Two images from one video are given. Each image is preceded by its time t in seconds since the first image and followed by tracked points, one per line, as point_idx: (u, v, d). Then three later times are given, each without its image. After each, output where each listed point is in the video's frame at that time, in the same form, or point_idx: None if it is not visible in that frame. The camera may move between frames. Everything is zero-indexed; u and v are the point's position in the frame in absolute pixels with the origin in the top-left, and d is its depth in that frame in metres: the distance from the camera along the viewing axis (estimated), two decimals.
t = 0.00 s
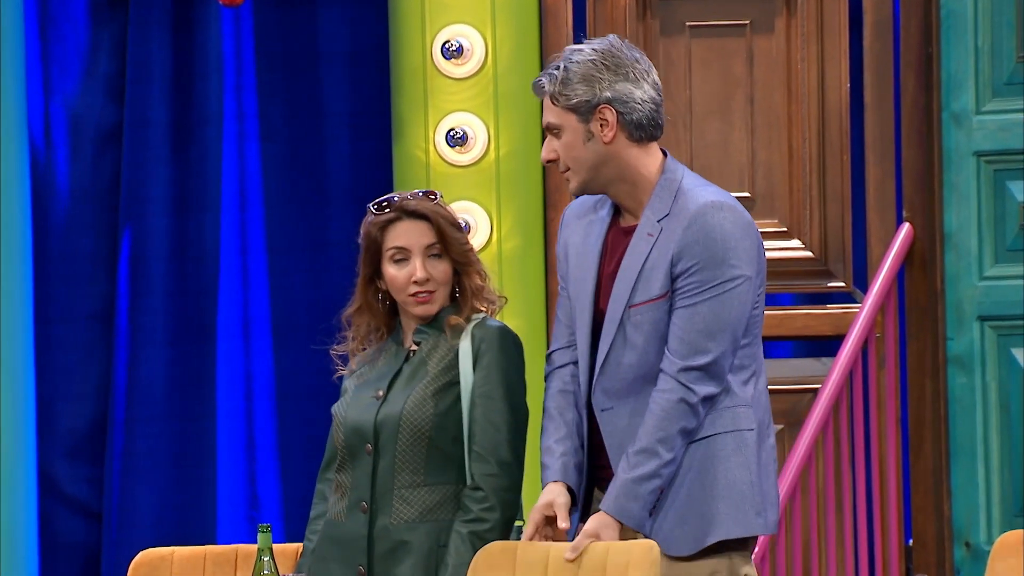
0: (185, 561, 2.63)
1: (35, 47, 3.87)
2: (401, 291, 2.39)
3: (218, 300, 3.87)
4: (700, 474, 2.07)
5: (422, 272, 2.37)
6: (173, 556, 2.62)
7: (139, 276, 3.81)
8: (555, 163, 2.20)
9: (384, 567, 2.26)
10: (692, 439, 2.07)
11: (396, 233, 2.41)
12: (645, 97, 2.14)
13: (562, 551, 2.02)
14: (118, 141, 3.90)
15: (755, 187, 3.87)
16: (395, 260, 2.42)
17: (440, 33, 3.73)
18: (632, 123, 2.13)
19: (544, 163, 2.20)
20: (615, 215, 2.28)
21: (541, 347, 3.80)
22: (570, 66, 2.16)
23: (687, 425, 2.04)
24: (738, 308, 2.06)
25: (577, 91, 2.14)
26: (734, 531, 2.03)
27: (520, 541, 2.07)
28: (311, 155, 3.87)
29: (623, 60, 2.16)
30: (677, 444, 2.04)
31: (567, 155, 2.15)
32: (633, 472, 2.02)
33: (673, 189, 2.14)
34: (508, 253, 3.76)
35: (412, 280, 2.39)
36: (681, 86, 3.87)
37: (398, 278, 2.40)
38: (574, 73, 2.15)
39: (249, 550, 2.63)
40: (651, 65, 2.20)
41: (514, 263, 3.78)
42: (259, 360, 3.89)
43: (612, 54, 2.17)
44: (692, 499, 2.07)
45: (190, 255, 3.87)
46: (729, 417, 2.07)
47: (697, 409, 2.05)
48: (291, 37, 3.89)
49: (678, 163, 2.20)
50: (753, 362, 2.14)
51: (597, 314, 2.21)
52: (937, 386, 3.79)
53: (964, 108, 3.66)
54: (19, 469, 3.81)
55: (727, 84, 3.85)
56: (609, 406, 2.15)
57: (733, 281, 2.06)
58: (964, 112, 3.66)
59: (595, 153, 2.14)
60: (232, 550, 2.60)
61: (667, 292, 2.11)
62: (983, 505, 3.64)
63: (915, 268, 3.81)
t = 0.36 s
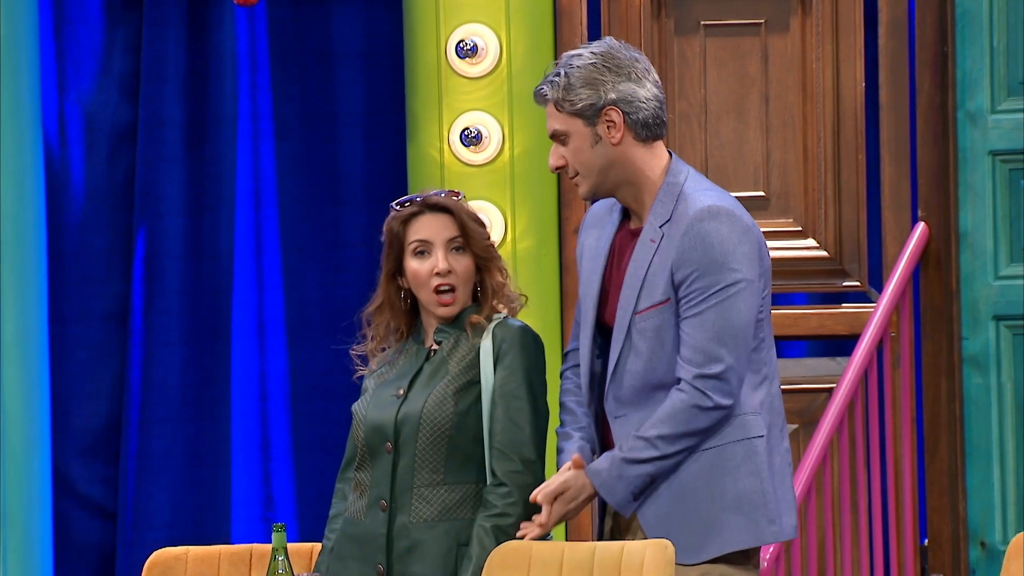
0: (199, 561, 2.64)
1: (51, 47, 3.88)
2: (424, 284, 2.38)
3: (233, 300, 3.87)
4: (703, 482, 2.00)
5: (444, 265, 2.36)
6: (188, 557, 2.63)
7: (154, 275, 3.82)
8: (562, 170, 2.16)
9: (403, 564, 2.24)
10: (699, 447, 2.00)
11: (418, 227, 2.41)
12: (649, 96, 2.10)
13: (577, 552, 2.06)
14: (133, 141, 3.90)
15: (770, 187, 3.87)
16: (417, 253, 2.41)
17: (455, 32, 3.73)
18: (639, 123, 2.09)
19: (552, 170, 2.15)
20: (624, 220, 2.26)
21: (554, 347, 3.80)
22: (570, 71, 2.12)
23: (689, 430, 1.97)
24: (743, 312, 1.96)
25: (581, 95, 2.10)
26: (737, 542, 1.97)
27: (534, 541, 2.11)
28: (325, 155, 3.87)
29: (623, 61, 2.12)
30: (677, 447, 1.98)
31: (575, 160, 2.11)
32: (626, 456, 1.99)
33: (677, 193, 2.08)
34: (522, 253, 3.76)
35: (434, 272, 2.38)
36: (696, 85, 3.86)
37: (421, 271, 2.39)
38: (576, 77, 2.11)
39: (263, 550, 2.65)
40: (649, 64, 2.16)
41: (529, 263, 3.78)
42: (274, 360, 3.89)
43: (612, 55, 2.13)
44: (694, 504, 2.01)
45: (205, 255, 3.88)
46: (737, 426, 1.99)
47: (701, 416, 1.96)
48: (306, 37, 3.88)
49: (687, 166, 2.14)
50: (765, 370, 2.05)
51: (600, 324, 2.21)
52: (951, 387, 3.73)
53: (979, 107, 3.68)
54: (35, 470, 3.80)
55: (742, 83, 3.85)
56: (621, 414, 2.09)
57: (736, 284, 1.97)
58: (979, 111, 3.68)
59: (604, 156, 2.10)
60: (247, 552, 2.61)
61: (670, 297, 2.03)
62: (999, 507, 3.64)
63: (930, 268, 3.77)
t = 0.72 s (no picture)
0: (203, 559, 2.66)
1: (54, 44, 3.88)
2: (427, 264, 2.39)
3: (237, 298, 3.87)
4: (732, 471, 2.00)
5: (450, 246, 2.37)
6: (191, 555, 2.65)
7: (157, 272, 3.82)
8: (570, 165, 2.17)
9: (409, 565, 2.23)
10: (725, 437, 2.00)
11: (432, 209, 2.44)
12: (656, 92, 2.11)
13: (580, 549, 2.08)
14: (137, 138, 3.90)
15: (774, 185, 3.86)
16: (425, 235, 2.42)
17: (458, 30, 3.73)
18: (645, 118, 2.10)
19: (559, 165, 2.17)
20: (631, 217, 2.26)
21: (559, 346, 3.80)
22: (579, 65, 2.13)
23: (716, 419, 1.96)
24: (764, 300, 1.95)
25: (589, 89, 2.11)
26: (767, 531, 1.97)
27: (538, 538, 2.13)
28: (329, 153, 3.87)
29: (632, 57, 2.14)
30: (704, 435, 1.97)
31: (581, 155, 2.12)
32: (658, 432, 1.99)
33: (681, 188, 2.08)
34: (526, 251, 3.76)
35: (440, 253, 2.39)
36: (699, 83, 3.86)
37: (426, 251, 2.40)
38: (585, 72, 2.12)
39: (266, 548, 2.66)
40: (660, 62, 2.16)
41: (532, 261, 3.78)
42: (278, 357, 3.89)
43: (621, 51, 2.14)
44: (722, 492, 2.00)
45: (208, 252, 3.87)
46: (763, 416, 2.00)
47: (735, 401, 1.94)
48: (309, 35, 3.89)
49: (691, 160, 2.14)
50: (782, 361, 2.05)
51: (617, 324, 2.21)
52: (954, 384, 3.74)
53: (982, 105, 3.66)
54: (38, 468, 3.82)
55: (746, 82, 3.85)
56: (646, 412, 2.10)
57: (754, 273, 1.96)
58: (983, 109, 3.66)
59: (610, 152, 2.11)
60: (250, 549, 2.63)
61: (681, 291, 2.03)
62: (1004, 504, 3.64)
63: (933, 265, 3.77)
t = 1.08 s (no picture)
0: (205, 557, 2.66)
1: (56, 41, 3.88)
2: (427, 269, 2.38)
3: (239, 295, 3.87)
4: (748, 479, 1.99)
5: (450, 250, 2.36)
6: (193, 553, 2.65)
7: (159, 269, 3.82)
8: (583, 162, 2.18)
9: (409, 562, 2.22)
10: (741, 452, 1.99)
11: (430, 212, 2.41)
12: (669, 92, 2.11)
13: (583, 547, 2.10)
14: (139, 135, 3.90)
15: (776, 181, 3.86)
16: (423, 239, 2.41)
17: (460, 27, 3.74)
18: (657, 118, 2.10)
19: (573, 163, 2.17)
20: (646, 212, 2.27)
21: (560, 343, 3.80)
22: (592, 64, 2.13)
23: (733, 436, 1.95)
24: (766, 298, 1.96)
25: (601, 88, 2.11)
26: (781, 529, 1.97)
27: (539, 535, 2.14)
28: (331, 150, 3.87)
29: (646, 55, 2.13)
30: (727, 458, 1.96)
31: (594, 154, 2.13)
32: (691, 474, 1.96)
33: (691, 185, 2.09)
34: (528, 249, 3.76)
35: (439, 257, 2.37)
36: (701, 80, 3.86)
37: (426, 255, 2.38)
38: (598, 71, 2.12)
39: (267, 544, 2.65)
40: (675, 60, 2.16)
41: (534, 258, 3.78)
42: (280, 354, 3.90)
43: (635, 50, 2.14)
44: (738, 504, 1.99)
45: (211, 249, 3.87)
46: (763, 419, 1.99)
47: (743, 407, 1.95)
48: (311, 32, 3.89)
49: (703, 157, 2.14)
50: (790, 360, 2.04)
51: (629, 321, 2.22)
52: (956, 382, 3.72)
53: (984, 102, 3.69)
54: (39, 465, 3.82)
55: (748, 79, 3.85)
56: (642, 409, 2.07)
57: (755, 271, 1.97)
58: (985, 106, 3.68)
59: (621, 150, 2.12)
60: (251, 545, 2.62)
61: (687, 287, 2.03)
62: (1005, 501, 3.64)
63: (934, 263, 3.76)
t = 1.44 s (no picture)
0: (206, 554, 2.66)
1: (57, 39, 3.88)
2: (426, 281, 2.32)
3: (239, 293, 3.86)
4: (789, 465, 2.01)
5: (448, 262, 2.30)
6: (194, 550, 2.65)
7: (160, 267, 3.82)
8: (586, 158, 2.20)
9: (407, 561, 2.17)
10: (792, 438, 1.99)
11: (424, 223, 2.36)
12: (671, 90, 2.12)
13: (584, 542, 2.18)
14: (139, 133, 3.91)
15: (776, 179, 3.86)
16: (421, 249, 2.35)
17: (461, 25, 3.74)
18: (658, 116, 2.11)
19: (575, 159, 2.20)
20: (653, 210, 2.29)
21: (560, 340, 3.80)
22: (595, 61, 2.16)
23: (789, 424, 1.93)
24: (789, 282, 1.96)
25: (603, 87, 2.13)
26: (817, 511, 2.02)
27: (542, 534, 2.22)
28: (332, 148, 3.88)
29: (649, 54, 2.15)
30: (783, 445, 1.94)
31: (595, 150, 2.15)
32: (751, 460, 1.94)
33: (691, 182, 2.09)
34: (529, 246, 3.76)
35: (438, 270, 2.32)
36: (701, 78, 3.86)
37: (424, 268, 2.34)
38: (600, 69, 2.14)
39: (268, 542, 2.65)
40: (678, 59, 2.18)
41: (534, 256, 3.78)
42: (281, 352, 3.89)
43: (638, 48, 2.16)
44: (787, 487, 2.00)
45: (211, 247, 3.88)
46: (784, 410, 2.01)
47: (794, 387, 1.92)
48: (312, 30, 3.89)
49: (706, 155, 2.14)
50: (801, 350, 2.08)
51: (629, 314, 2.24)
52: (956, 377, 3.71)
53: (985, 99, 3.69)
54: (40, 463, 3.82)
55: (748, 76, 3.85)
56: (651, 409, 2.10)
57: (769, 257, 1.96)
58: (986, 104, 3.69)
59: (622, 147, 2.14)
60: (251, 543, 2.62)
61: (695, 285, 2.04)
62: (1006, 498, 3.64)
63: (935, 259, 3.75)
